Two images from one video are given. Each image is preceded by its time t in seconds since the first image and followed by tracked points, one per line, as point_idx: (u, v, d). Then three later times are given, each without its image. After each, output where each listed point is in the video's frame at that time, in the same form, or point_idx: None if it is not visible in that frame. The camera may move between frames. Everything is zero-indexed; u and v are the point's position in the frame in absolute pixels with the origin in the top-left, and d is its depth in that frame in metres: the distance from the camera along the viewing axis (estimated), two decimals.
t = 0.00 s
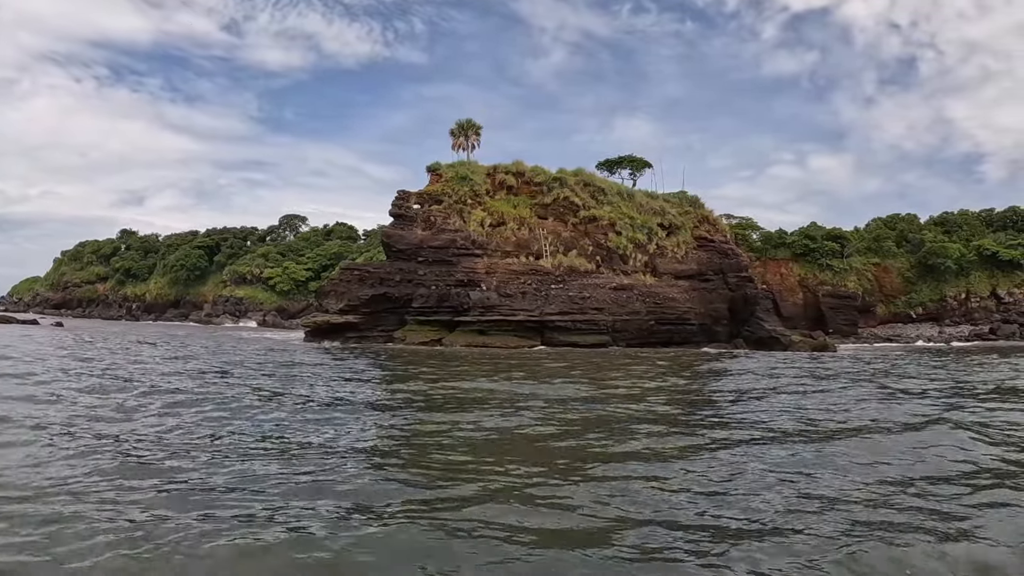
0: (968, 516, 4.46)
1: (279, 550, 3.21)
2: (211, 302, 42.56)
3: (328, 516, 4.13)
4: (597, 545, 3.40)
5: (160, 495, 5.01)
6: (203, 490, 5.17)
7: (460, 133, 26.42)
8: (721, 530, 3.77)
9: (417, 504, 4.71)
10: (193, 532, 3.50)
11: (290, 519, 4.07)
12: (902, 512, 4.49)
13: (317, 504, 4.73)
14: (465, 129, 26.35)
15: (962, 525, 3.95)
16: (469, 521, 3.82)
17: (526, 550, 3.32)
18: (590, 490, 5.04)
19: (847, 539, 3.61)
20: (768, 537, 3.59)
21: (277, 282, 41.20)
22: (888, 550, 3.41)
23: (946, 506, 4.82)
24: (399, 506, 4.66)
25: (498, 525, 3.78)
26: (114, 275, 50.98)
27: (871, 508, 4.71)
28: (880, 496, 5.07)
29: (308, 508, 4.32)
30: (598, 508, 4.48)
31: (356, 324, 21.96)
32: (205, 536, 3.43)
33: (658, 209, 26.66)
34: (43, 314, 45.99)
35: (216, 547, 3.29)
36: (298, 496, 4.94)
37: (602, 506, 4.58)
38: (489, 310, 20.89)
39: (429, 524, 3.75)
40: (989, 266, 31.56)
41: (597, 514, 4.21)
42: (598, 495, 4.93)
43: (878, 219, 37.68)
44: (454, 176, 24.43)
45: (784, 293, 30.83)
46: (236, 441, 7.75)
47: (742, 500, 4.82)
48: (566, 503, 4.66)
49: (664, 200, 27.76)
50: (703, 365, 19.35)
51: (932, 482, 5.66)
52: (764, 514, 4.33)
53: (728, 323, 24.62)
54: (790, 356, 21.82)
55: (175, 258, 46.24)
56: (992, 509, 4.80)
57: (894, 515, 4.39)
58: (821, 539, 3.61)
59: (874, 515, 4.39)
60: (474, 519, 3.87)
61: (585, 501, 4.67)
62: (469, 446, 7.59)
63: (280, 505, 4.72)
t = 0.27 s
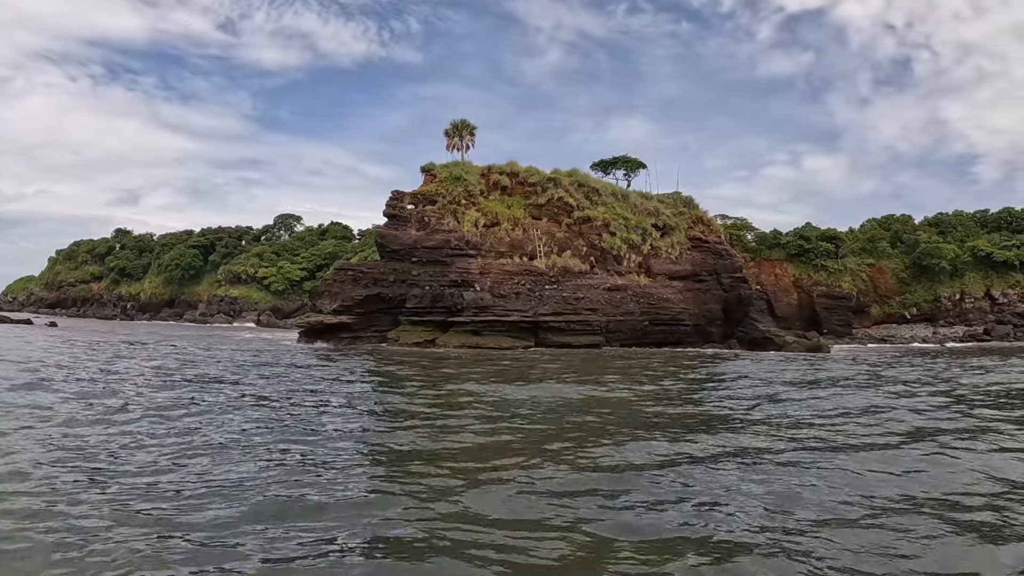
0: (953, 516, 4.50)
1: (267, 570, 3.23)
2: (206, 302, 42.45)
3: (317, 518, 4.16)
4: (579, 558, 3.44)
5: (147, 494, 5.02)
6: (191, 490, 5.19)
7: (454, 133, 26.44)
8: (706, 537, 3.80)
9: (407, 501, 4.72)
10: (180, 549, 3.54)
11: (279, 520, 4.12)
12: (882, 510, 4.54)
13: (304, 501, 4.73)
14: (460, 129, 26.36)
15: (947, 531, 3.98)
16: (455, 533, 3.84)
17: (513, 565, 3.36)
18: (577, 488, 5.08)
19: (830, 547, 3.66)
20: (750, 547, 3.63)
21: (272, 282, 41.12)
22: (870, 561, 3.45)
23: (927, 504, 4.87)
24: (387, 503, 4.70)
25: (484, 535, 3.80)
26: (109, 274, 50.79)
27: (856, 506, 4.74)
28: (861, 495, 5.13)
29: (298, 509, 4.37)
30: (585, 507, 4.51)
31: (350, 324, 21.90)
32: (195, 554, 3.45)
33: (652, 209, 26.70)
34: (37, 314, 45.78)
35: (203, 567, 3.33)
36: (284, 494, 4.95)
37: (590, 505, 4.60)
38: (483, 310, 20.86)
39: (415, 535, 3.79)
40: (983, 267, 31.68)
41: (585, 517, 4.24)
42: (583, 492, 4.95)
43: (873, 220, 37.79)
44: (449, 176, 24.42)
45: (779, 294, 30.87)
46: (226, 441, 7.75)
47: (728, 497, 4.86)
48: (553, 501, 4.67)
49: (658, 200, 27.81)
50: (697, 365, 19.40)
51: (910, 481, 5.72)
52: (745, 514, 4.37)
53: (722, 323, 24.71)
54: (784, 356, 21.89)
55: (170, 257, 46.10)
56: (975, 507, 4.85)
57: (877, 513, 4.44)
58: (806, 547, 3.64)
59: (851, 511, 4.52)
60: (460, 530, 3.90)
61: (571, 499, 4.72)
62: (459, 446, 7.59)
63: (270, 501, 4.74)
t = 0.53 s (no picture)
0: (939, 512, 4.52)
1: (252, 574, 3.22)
2: (202, 302, 42.35)
3: (304, 518, 4.16)
4: (563, 557, 3.45)
5: (134, 494, 4.99)
6: (180, 489, 5.17)
7: (449, 133, 26.41)
8: (691, 535, 3.81)
9: (395, 498, 4.73)
10: (166, 550, 3.53)
11: (267, 519, 4.11)
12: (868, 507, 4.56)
13: (292, 499, 4.74)
14: (454, 130, 26.35)
15: (933, 530, 3.99)
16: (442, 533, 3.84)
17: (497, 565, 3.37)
18: (564, 487, 5.08)
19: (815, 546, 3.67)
20: (736, 546, 3.64)
21: (268, 282, 41.03)
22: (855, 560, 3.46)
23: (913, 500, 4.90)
24: (375, 501, 4.71)
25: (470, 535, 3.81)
26: (104, 274, 50.61)
27: (842, 503, 4.76)
28: (847, 493, 5.15)
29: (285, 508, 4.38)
30: (573, 505, 4.52)
31: (344, 325, 21.84)
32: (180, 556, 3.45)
33: (647, 210, 26.73)
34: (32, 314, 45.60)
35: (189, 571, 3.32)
36: (272, 493, 4.96)
37: (579, 502, 4.62)
38: (477, 311, 20.82)
39: (402, 536, 3.80)
40: (978, 267, 31.76)
41: (572, 515, 4.25)
42: (570, 490, 4.97)
43: (869, 220, 37.87)
44: (443, 176, 24.38)
45: (774, 294, 30.90)
46: (216, 442, 7.71)
47: (715, 494, 4.88)
48: (540, 500, 4.69)
49: (653, 201, 27.83)
50: (692, 366, 19.41)
51: (898, 480, 5.74)
52: (732, 511, 4.38)
53: (717, 324, 24.76)
54: (779, 357, 21.91)
55: (165, 257, 45.96)
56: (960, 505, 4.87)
57: (864, 511, 4.45)
58: (791, 547, 3.65)
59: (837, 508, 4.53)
60: (446, 529, 3.91)
61: (559, 497, 4.73)
62: (450, 447, 7.57)
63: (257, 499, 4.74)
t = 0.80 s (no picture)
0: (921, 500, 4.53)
1: (241, 555, 3.23)
2: (198, 303, 42.27)
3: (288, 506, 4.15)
4: (545, 540, 3.45)
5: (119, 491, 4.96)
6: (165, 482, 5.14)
7: (444, 134, 26.39)
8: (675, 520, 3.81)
9: (380, 484, 4.72)
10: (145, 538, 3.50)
11: (248, 505, 4.10)
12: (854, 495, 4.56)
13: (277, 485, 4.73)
14: (450, 130, 26.33)
15: (916, 518, 4.00)
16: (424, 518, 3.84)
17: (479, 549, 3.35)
18: (551, 480, 5.08)
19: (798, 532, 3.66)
20: (719, 531, 3.63)
21: (264, 282, 40.98)
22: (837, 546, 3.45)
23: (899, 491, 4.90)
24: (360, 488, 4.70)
25: (453, 520, 3.80)
26: (100, 275, 50.46)
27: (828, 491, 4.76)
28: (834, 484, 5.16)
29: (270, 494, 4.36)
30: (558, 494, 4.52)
31: (339, 326, 21.80)
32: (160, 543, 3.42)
33: (642, 210, 26.74)
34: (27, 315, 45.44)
35: (177, 550, 3.32)
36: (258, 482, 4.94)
37: (563, 491, 4.62)
38: (472, 311, 20.79)
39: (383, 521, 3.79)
40: (974, 266, 31.82)
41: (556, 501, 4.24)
42: (557, 480, 4.96)
43: (865, 220, 37.93)
44: (438, 177, 24.35)
45: (770, 294, 30.91)
46: (206, 444, 7.67)
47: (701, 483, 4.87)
48: (525, 488, 4.69)
49: (649, 201, 27.86)
50: (688, 366, 19.43)
51: (886, 478, 5.75)
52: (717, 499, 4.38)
53: (712, 324, 24.83)
54: (775, 357, 21.94)
55: (161, 258, 45.84)
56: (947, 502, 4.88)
57: (848, 499, 4.46)
58: (774, 532, 3.64)
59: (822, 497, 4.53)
60: (428, 513, 3.90)
61: (544, 486, 4.73)
62: (442, 449, 7.54)
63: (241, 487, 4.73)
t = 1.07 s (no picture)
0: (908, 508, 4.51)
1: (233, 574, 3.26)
2: (195, 303, 42.24)
3: (267, 522, 4.11)
4: (524, 564, 3.40)
5: (102, 497, 4.93)
6: (149, 492, 5.11)
7: (440, 134, 26.39)
8: (657, 538, 3.78)
9: (362, 502, 4.69)
10: (119, 558, 3.46)
11: (240, 520, 4.12)
12: (839, 506, 4.54)
13: (259, 503, 4.69)
14: (446, 130, 26.34)
15: (900, 530, 3.97)
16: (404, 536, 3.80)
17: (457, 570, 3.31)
18: (537, 488, 5.07)
19: (780, 548, 3.63)
20: (700, 549, 3.60)
21: (261, 282, 40.96)
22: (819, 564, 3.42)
23: (884, 498, 4.88)
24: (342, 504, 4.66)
25: (433, 538, 3.77)
26: (97, 275, 50.39)
27: (814, 500, 4.74)
28: (821, 493, 5.14)
29: (249, 513, 4.31)
30: (541, 505, 4.49)
31: (335, 326, 21.78)
32: (135, 565, 3.37)
33: (638, 210, 26.77)
34: (24, 316, 45.34)
35: (169, 570, 3.34)
36: (240, 495, 4.92)
37: (547, 503, 4.59)
38: (468, 312, 20.79)
39: (363, 541, 3.75)
40: (970, 266, 31.85)
41: (538, 516, 4.21)
42: (542, 491, 4.94)
43: (862, 219, 37.96)
44: (434, 177, 24.34)
45: (767, 293, 30.92)
46: (196, 445, 7.66)
47: (687, 493, 4.85)
48: (509, 500, 4.66)
49: (645, 201, 27.89)
50: (683, 366, 19.46)
51: (873, 481, 5.75)
52: (701, 511, 4.36)
53: (708, 324, 24.90)
54: (771, 357, 21.98)
55: (158, 258, 45.78)
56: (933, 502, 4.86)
57: (833, 510, 4.43)
58: (756, 549, 3.61)
59: (807, 508, 4.51)
60: (408, 533, 3.86)
61: (528, 497, 4.70)
62: (433, 449, 7.54)
63: (223, 503, 4.70)
